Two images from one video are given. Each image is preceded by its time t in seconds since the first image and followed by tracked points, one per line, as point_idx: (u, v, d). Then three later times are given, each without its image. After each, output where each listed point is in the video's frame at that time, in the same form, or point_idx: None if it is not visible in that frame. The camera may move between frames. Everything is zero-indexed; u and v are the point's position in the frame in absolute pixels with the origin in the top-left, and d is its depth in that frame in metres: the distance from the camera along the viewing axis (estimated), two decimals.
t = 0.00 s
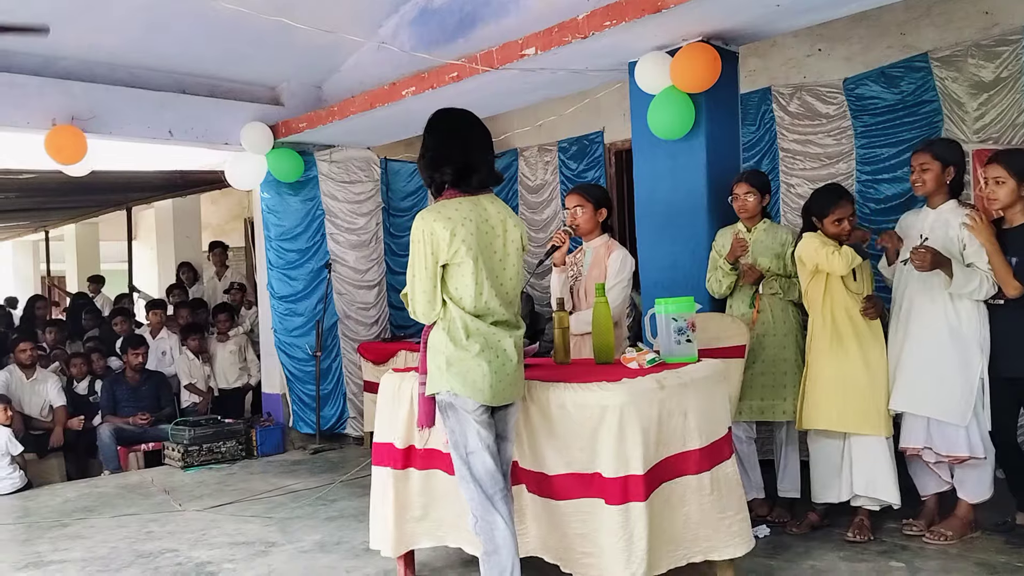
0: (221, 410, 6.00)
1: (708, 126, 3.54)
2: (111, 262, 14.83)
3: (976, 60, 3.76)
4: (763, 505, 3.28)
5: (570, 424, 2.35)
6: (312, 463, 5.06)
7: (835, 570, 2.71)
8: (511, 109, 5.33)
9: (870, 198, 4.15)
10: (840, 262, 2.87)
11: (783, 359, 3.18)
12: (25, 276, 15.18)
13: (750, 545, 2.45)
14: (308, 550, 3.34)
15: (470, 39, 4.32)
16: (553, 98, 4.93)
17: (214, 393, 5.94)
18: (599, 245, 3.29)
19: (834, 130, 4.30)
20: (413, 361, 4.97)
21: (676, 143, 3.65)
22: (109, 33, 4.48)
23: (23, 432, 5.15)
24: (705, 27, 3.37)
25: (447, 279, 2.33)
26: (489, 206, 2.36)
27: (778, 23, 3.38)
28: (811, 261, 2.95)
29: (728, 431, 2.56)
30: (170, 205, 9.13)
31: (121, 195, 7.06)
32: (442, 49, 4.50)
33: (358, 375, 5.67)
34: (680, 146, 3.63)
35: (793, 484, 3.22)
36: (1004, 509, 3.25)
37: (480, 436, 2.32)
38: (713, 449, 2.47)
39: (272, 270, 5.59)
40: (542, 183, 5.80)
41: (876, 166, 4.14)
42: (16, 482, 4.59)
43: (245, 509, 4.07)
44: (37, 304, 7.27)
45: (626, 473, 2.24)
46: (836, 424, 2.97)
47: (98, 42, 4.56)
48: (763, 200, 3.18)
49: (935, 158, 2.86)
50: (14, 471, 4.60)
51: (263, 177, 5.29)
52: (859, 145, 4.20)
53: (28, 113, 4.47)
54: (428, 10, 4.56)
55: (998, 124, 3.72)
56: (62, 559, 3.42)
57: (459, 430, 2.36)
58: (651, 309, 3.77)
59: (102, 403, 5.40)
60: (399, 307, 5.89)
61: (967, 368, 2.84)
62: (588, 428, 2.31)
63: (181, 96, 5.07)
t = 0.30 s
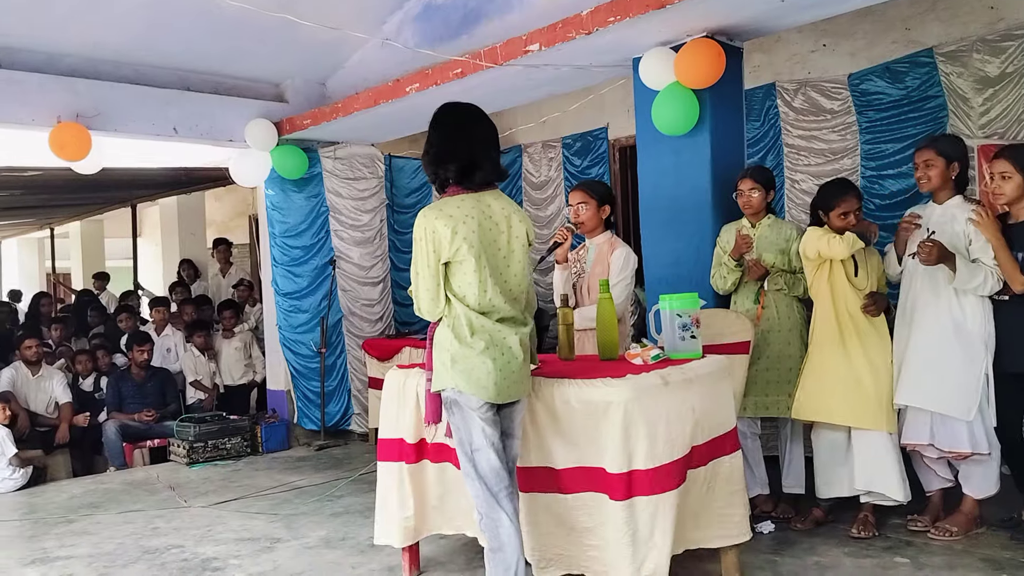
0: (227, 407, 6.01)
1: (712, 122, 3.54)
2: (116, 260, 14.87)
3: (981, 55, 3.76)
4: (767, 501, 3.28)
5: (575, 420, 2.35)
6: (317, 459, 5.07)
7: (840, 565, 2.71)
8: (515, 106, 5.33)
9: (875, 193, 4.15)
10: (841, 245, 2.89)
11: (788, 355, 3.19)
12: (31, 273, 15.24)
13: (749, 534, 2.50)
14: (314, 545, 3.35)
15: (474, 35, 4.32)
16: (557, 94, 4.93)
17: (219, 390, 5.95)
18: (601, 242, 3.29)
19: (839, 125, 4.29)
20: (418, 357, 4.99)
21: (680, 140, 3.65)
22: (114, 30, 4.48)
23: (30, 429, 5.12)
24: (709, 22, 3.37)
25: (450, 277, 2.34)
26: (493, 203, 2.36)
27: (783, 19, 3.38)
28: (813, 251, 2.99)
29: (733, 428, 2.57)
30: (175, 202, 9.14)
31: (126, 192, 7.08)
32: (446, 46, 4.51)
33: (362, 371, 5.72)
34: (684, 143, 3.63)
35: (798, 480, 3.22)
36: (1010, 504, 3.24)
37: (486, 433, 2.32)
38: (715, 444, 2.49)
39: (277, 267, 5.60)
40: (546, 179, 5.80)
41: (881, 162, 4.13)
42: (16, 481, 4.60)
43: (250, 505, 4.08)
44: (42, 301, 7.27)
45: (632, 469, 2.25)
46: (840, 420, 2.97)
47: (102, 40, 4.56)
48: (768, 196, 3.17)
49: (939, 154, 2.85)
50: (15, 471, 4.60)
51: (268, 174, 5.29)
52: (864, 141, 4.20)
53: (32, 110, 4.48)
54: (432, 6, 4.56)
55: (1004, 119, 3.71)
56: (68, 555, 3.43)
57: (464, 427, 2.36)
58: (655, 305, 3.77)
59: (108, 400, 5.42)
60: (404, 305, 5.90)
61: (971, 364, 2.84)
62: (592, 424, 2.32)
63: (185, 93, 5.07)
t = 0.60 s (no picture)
0: (232, 404, 6.02)
1: (717, 120, 3.53)
2: (120, 256, 14.89)
3: (987, 53, 3.75)
4: (771, 499, 3.28)
5: (579, 417, 2.35)
6: (320, 457, 5.07)
7: (844, 564, 2.70)
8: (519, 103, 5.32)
9: (880, 192, 4.15)
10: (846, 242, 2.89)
11: (793, 354, 3.19)
12: (35, 270, 15.28)
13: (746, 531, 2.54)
14: (317, 543, 3.36)
15: (478, 33, 4.32)
16: (561, 92, 4.92)
17: (223, 387, 5.96)
18: (600, 240, 3.28)
19: (844, 123, 4.28)
20: (422, 355, 4.99)
21: (685, 137, 3.64)
22: (118, 27, 4.48)
23: (34, 426, 5.16)
24: (713, 20, 3.36)
25: (452, 275, 2.34)
26: (496, 200, 2.36)
27: (788, 16, 3.37)
28: (817, 249, 2.98)
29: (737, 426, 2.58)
30: (178, 199, 9.15)
31: (130, 189, 7.08)
32: (450, 43, 4.51)
33: (366, 368, 5.70)
34: (688, 140, 3.62)
35: (802, 479, 3.22)
36: (1014, 503, 3.24)
37: (488, 432, 2.32)
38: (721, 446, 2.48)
39: (281, 264, 5.61)
40: (550, 177, 5.81)
41: (886, 160, 4.13)
42: (17, 478, 4.61)
43: (253, 502, 4.09)
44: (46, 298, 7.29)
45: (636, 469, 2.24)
46: (844, 419, 2.97)
47: (107, 37, 4.57)
48: (772, 194, 3.17)
49: (941, 155, 2.85)
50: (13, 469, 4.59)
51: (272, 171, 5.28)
52: (868, 139, 4.19)
53: (37, 108, 4.49)
54: (436, 4, 4.55)
55: (1009, 117, 3.69)
56: (72, 552, 3.44)
57: (467, 425, 2.36)
58: (659, 303, 3.77)
59: (112, 396, 5.44)
60: (408, 301, 5.98)
61: (975, 361, 2.83)
62: (596, 422, 2.31)
63: (189, 90, 5.08)
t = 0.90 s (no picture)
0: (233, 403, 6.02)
1: (718, 120, 3.53)
2: (121, 256, 14.89)
3: (988, 54, 3.74)
4: (772, 500, 3.28)
5: (579, 418, 2.35)
6: (321, 456, 5.07)
7: (844, 565, 2.71)
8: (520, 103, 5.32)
9: (881, 192, 4.15)
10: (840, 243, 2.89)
11: (794, 354, 3.19)
12: (36, 269, 15.29)
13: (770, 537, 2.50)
14: (318, 542, 3.36)
15: (480, 33, 4.32)
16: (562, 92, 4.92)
17: (223, 386, 5.97)
18: (596, 241, 3.30)
19: (845, 124, 4.28)
20: (422, 355, 4.99)
21: (686, 138, 3.64)
22: (120, 27, 4.48)
23: (35, 424, 5.18)
24: (714, 20, 3.36)
25: (452, 274, 2.34)
26: (496, 200, 2.35)
27: (789, 17, 3.36)
28: (815, 251, 2.98)
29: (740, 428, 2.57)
30: (180, 199, 9.14)
31: (130, 188, 7.08)
32: (452, 43, 4.51)
33: (367, 368, 5.69)
34: (689, 141, 3.62)
35: (802, 479, 3.22)
36: (1014, 504, 3.24)
37: (487, 432, 2.32)
38: (724, 447, 2.48)
39: (281, 264, 5.61)
40: (552, 177, 5.81)
41: (887, 161, 4.13)
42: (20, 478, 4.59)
43: (254, 502, 4.09)
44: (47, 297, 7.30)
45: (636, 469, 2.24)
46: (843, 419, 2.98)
47: (108, 36, 4.57)
48: (773, 195, 3.16)
49: (938, 157, 2.84)
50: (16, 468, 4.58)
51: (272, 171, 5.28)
52: (870, 139, 4.19)
53: (38, 107, 4.49)
54: (437, 3, 4.55)
55: (1011, 118, 3.69)
56: (73, 551, 3.45)
57: (467, 425, 2.37)
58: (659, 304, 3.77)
59: (113, 395, 5.45)
60: (409, 301, 5.98)
61: (974, 362, 2.83)
62: (596, 422, 2.31)
63: (190, 89, 5.08)
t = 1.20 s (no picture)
0: (232, 404, 6.02)
1: (721, 124, 3.53)
2: (122, 257, 14.89)
3: (991, 59, 3.74)
4: (773, 505, 3.27)
5: (580, 423, 2.33)
6: (320, 459, 5.06)
7: (846, 570, 2.70)
8: (522, 106, 5.33)
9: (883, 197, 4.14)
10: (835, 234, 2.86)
11: (795, 359, 3.18)
12: (37, 270, 15.31)
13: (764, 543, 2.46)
14: (317, 545, 3.35)
15: (482, 35, 4.32)
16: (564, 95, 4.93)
17: (223, 387, 5.96)
18: (591, 244, 3.26)
19: (848, 128, 4.28)
20: (423, 357, 4.98)
21: (688, 142, 3.64)
22: (122, 27, 4.48)
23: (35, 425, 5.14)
24: (717, 24, 3.36)
25: (454, 277, 2.34)
26: (497, 204, 2.35)
27: (792, 21, 3.36)
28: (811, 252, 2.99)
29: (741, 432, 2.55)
30: (181, 200, 9.14)
31: (132, 189, 7.08)
32: (454, 45, 4.51)
33: (367, 371, 5.66)
34: (692, 144, 3.62)
35: (804, 484, 3.20)
36: (1016, 510, 3.22)
37: (489, 433, 2.31)
38: (722, 451, 2.46)
39: (282, 266, 5.63)
40: (554, 180, 5.81)
41: (889, 165, 4.12)
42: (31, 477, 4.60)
43: (254, 504, 4.08)
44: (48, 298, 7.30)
45: (638, 474, 2.23)
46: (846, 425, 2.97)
47: (110, 37, 4.57)
48: (775, 199, 3.16)
49: (939, 164, 2.84)
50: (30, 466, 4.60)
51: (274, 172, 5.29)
52: (872, 144, 4.19)
53: (40, 107, 4.48)
54: (440, 6, 4.55)
55: (1013, 123, 3.69)
56: (72, 552, 3.44)
57: (468, 427, 2.35)
58: (661, 307, 3.77)
59: (113, 396, 5.44)
60: (410, 303, 5.97)
61: (976, 367, 2.82)
62: (598, 425, 2.30)
63: (192, 90, 5.08)
